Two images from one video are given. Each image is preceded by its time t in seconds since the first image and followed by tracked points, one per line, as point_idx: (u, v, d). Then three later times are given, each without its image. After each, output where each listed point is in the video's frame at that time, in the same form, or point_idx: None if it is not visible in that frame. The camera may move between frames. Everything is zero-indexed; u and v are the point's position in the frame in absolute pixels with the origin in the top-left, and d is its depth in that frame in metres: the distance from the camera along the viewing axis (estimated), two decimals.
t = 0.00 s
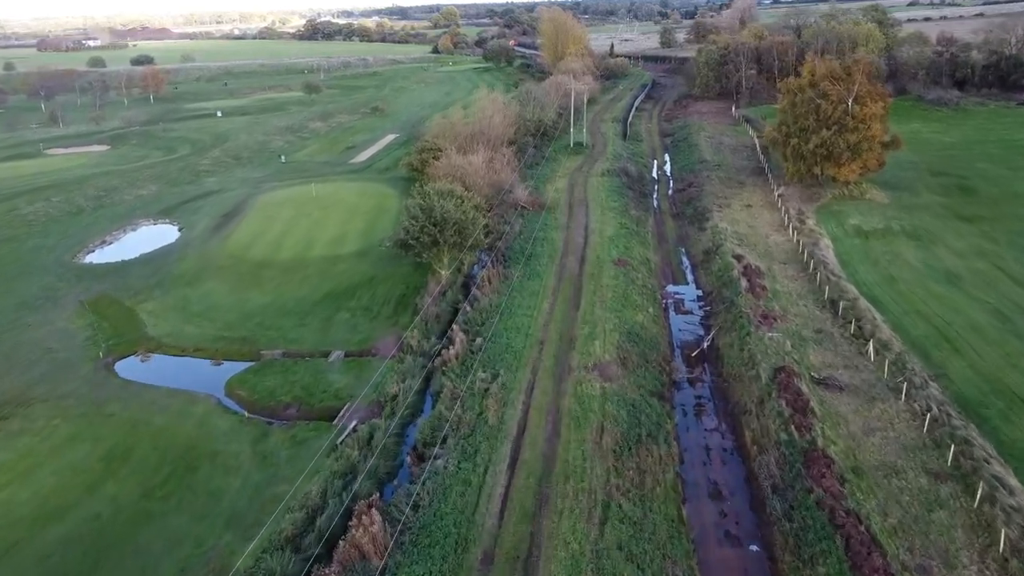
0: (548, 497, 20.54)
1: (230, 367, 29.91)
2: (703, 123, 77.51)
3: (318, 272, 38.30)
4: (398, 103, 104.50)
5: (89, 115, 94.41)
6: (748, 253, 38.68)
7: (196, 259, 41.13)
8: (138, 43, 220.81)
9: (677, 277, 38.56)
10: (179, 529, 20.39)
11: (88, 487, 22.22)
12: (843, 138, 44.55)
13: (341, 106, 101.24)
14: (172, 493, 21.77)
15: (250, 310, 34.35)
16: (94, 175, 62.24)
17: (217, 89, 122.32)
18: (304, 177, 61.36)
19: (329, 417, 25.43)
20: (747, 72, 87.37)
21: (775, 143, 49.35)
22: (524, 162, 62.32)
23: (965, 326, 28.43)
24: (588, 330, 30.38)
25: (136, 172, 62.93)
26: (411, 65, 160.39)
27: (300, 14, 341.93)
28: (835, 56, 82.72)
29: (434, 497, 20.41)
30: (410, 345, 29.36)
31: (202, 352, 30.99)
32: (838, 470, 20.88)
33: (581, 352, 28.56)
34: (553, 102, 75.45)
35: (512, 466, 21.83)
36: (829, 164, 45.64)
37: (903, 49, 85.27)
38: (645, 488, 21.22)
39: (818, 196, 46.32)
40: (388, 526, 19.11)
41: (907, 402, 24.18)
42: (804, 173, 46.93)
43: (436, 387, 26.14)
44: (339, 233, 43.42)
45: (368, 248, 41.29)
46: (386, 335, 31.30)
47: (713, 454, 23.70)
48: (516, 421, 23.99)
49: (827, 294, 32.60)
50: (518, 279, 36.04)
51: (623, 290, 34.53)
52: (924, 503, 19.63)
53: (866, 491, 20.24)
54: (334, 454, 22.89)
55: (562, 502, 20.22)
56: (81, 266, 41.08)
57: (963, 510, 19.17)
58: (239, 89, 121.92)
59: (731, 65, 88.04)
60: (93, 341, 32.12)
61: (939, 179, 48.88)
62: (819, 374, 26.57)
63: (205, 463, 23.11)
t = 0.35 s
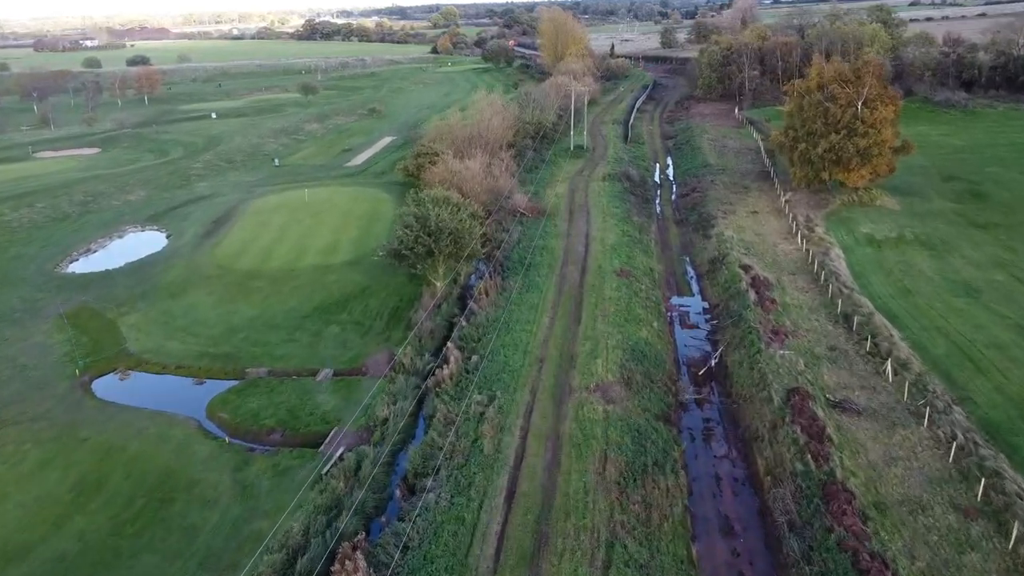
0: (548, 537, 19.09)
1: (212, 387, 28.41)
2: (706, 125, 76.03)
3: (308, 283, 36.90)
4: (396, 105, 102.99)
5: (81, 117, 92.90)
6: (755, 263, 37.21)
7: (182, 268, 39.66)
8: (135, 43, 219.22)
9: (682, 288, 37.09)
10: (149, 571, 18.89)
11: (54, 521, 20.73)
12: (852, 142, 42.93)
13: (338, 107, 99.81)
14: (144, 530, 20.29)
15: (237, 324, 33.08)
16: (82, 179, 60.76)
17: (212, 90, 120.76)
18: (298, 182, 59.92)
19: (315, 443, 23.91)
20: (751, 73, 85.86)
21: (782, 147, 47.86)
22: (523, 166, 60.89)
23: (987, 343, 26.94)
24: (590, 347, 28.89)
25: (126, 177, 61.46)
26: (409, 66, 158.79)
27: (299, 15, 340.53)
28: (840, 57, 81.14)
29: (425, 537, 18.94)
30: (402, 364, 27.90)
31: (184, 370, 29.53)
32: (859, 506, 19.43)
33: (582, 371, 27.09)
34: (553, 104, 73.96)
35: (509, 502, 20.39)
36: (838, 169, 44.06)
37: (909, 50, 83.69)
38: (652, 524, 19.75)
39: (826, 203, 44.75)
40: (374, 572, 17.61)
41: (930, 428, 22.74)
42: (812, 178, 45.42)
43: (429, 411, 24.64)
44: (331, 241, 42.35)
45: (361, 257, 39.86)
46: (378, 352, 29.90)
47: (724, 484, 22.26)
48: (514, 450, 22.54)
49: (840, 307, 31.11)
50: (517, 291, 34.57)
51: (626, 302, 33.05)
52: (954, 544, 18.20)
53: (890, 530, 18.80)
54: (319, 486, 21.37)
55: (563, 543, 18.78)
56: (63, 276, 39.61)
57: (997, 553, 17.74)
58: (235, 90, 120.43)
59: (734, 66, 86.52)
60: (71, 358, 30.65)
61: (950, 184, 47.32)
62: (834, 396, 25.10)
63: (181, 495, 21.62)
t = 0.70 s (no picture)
0: None
1: (191, 411, 26.81)
2: (709, 128, 74.43)
3: (296, 297, 35.35)
4: (394, 106, 101.36)
5: (72, 119, 91.21)
6: (764, 274, 35.59)
7: (166, 281, 38.04)
8: (132, 43, 217.62)
9: (687, 301, 35.47)
10: None
11: (10, 567, 19.10)
12: (863, 148, 41.22)
13: (334, 109, 98.19)
14: None
15: (220, 342, 31.48)
16: (68, 184, 59.12)
17: (207, 91, 119.11)
18: (291, 187, 58.31)
19: (298, 476, 22.35)
20: (754, 74, 84.24)
21: (790, 152, 46.24)
22: (522, 170, 59.30)
23: (1015, 366, 25.30)
24: (592, 368, 27.25)
25: (114, 183, 59.83)
26: (408, 66, 157.12)
27: (298, 15, 338.92)
28: (845, 58, 79.48)
29: None
30: (393, 387, 26.33)
31: (161, 392, 27.92)
32: (887, 552, 17.83)
33: (583, 395, 25.46)
34: (553, 106, 72.36)
35: (504, 546, 18.79)
36: (849, 175, 42.35)
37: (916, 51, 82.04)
38: (661, 572, 18.16)
39: (836, 210, 43.07)
40: None
41: (960, 460, 21.09)
42: (822, 185, 43.78)
43: (420, 440, 23.04)
44: (321, 252, 40.76)
45: (353, 269, 38.29)
46: (367, 373, 28.33)
47: (737, 523, 20.69)
48: (510, 486, 20.96)
49: (855, 324, 29.48)
50: (515, 305, 32.96)
51: (629, 318, 31.42)
52: None
53: None
54: (299, 526, 19.82)
55: None
56: (41, 289, 38.00)
57: None
58: (231, 92, 118.80)
59: (737, 66, 84.84)
60: (43, 379, 29.03)
61: (964, 189, 45.62)
62: (854, 422, 23.47)
63: (150, 536, 20.02)
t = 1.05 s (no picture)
0: None
1: (168, 436, 25.37)
2: (712, 130, 72.93)
3: (284, 311, 33.88)
4: (391, 108, 99.75)
5: (63, 121, 89.78)
6: (774, 286, 34.05)
7: (149, 293, 36.61)
8: (128, 44, 216.04)
9: (693, 314, 33.92)
10: None
11: None
12: (875, 153, 39.66)
13: (331, 110, 96.62)
14: None
15: (201, 358, 30.14)
16: (54, 189, 57.66)
17: (202, 93, 117.64)
18: (283, 192, 56.83)
19: (279, 510, 20.92)
20: (757, 76, 82.71)
21: (798, 157, 44.73)
22: (521, 175, 57.81)
23: None
24: (594, 390, 25.69)
25: (101, 188, 58.37)
26: (406, 67, 155.64)
27: (297, 15, 336.98)
28: (850, 59, 77.94)
29: None
30: (382, 411, 24.90)
31: (137, 416, 26.49)
32: None
33: (585, 420, 23.95)
34: (552, 108, 70.87)
35: None
36: (859, 181, 40.80)
37: (923, 52, 80.45)
38: None
39: (846, 217, 41.47)
40: None
41: (991, 496, 19.53)
42: (831, 191, 42.23)
43: (410, 471, 21.62)
44: (311, 263, 39.38)
45: (344, 280, 36.82)
46: (356, 395, 26.89)
47: (752, 565, 19.21)
48: (506, 523, 19.49)
49: (871, 341, 27.91)
50: (512, 319, 31.46)
51: (633, 334, 29.90)
52: None
53: None
54: (278, 569, 18.42)
55: None
56: (19, 300, 36.53)
57: None
58: (226, 93, 117.31)
59: (740, 67, 83.21)
60: (14, 400, 27.56)
61: (978, 195, 44.00)
62: (875, 451, 21.91)
63: None
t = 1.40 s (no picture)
0: None
1: (140, 466, 23.92)
2: (715, 133, 71.23)
3: (270, 327, 32.20)
4: (388, 110, 97.99)
5: (53, 123, 88.16)
6: (785, 300, 32.35)
7: (129, 306, 35.03)
8: (124, 43, 214.31)
9: (700, 330, 32.16)
10: None
11: None
12: (889, 159, 37.96)
13: (327, 112, 94.93)
14: None
15: (179, 379, 28.64)
16: (38, 195, 56.08)
17: (197, 94, 116.02)
18: (275, 198, 55.21)
19: (253, 554, 19.47)
20: (761, 77, 80.99)
21: (808, 163, 43.02)
22: (520, 180, 56.13)
23: None
24: (597, 417, 24.02)
25: (87, 193, 56.77)
26: (404, 67, 153.95)
27: (295, 15, 334.44)
28: (856, 60, 76.22)
29: None
30: (369, 441, 23.31)
31: (108, 445, 25.07)
32: None
33: (587, 452, 22.32)
34: (552, 110, 69.18)
35: None
36: (872, 189, 39.09)
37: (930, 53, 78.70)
38: None
39: (858, 226, 39.72)
40: None
41: None
42: (842, 199, 40.55)
43: (398, 510, 20.07)
44: (300, 273, 37.66)
45: (334, 293, 35.09)
46: (342, 423, 25.33)
47: None
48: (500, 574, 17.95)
49: (891, 363, 26.16)
50: (509, 337, 29.82)
51: (637, 353, 28.22)
52: None
53: None
54: None
55: None
56: None
57: None
58: (221, 94, 115.65)
59: (744, 68, 81.40)
60: None
61: (994, 201, 42.22)
62: (901, 488, 20.21)
63: None
